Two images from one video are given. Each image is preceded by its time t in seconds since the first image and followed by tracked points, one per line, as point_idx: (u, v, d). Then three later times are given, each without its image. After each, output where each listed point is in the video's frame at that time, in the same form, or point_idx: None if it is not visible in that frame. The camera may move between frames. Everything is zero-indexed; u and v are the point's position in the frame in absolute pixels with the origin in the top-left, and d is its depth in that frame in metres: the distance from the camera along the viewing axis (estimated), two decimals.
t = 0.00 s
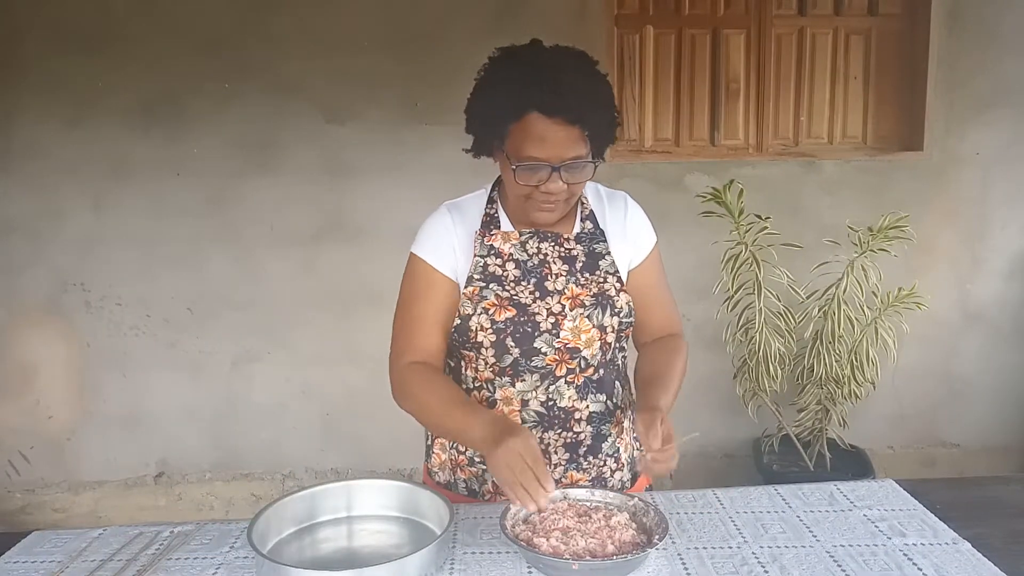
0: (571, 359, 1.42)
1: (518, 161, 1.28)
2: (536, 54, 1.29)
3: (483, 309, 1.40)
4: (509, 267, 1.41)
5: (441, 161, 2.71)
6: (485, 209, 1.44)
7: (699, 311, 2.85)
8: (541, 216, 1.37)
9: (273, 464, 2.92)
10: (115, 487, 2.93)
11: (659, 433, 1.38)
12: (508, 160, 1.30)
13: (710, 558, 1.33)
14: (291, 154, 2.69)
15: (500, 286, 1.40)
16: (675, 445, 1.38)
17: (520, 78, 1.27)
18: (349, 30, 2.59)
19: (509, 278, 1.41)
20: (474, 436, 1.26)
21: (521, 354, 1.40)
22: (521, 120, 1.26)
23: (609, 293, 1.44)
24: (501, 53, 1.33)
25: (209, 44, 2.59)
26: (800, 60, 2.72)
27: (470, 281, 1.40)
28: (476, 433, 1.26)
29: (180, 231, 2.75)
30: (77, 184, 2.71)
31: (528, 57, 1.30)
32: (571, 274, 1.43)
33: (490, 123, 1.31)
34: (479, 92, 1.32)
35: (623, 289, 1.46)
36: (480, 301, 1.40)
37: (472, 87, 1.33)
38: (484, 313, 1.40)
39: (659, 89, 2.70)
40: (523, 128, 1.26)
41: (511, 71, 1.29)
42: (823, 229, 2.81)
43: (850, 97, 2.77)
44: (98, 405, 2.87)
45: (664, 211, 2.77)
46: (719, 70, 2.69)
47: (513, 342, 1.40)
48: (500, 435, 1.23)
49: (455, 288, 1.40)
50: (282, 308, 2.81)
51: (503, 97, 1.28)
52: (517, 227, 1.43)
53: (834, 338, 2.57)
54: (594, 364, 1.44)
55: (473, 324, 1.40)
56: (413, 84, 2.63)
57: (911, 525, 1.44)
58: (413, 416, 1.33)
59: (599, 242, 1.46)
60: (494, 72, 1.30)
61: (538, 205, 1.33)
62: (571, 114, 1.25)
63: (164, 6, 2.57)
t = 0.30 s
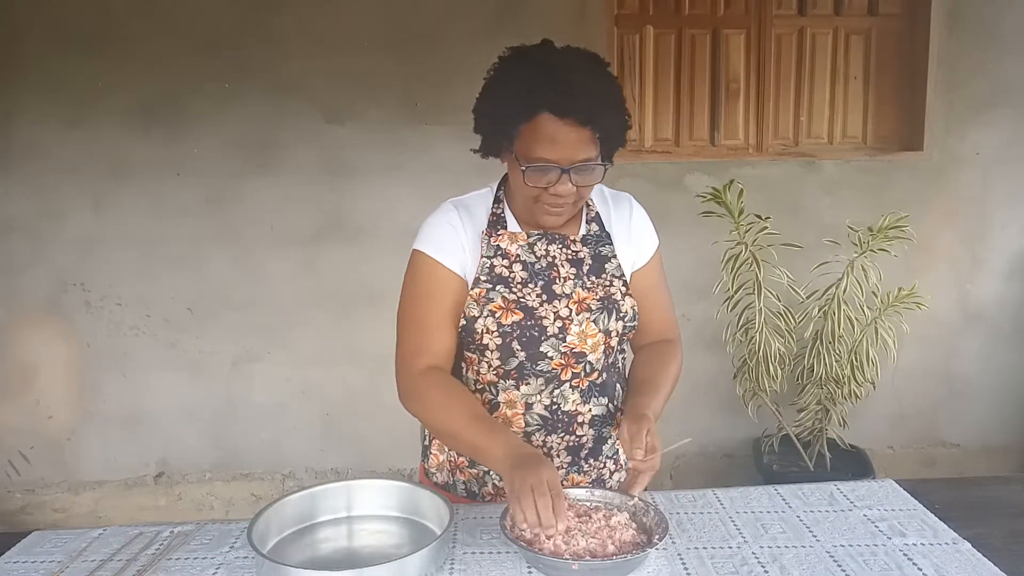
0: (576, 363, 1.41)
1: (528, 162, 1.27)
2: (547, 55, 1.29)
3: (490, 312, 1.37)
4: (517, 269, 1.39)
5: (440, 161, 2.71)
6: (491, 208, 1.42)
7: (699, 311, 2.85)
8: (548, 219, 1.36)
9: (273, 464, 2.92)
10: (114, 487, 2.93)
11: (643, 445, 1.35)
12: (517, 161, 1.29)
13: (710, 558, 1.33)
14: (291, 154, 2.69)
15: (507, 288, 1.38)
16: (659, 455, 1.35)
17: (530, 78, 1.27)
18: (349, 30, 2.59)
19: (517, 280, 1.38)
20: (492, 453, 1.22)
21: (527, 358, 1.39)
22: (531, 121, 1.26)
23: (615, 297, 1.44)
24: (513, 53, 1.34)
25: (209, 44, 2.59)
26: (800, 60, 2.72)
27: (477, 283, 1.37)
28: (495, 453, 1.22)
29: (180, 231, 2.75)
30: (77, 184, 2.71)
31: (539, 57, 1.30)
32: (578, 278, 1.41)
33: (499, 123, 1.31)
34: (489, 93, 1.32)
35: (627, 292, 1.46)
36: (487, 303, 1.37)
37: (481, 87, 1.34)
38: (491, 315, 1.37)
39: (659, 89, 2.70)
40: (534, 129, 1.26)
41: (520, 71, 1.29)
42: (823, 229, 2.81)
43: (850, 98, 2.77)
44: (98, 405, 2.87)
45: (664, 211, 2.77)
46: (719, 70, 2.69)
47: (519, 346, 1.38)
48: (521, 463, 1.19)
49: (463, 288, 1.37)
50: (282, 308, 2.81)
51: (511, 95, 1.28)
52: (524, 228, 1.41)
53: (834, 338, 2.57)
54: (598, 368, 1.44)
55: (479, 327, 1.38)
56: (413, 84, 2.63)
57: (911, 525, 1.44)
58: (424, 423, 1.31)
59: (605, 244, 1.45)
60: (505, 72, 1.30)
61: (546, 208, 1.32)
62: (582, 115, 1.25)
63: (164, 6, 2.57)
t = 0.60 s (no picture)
0: (578, 366, 1.41)
1: (532, 163, 1.27)
2: (553, 56, 1.29)
3: (492, 313, 1.37)
4: (519, 270, 1.38)
5: (441, 161, 2.71)
6: (494, 208, 1.42)
7: (699, 311, 2.85)
8: (550, 221, 1.36)
9: (273, 464, 2.92)
10: (114, 487, 2.93)
11: (644, 443, 1.35)
12: (521, 162, 1.29)
13: (710, 558, 1.33)
14: (292, 154, 2.69)
15: (510, 290, 1.37)
16: (656, 455, 1.35)
17: (535, 78, 1.27)
18: (349, 30, 2.59)
19: (519, 282, 1.38)
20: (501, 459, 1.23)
21: (529, 361, 1.39)
22: (536, 122, 1.26)
23: (617, 300, 1.43)
24: (518, 52, 1.33)
25: (209, 44, 2.59)
26: (800, 60, 2.72)
27: (479, 284, 1.37)
28: (505, 461, 1.23)
29: (180, 231, 2.75)
30: (77, 184, 2.71)
31: (544, 57, 1.30)
32: (581, 280, 1.41)
33: (503, 122, 1.30)
34: (493, 92, 1.32)
35: (629, 296, 1.46)
36: (489, 305, 1.37)
37: (486, 86, 1.33)
38: (492, 317, 1.37)
39: (659, 89, 2.70)
40: (539, 130, 1.26)
41: (525, 72, 1.29)
42: (823, 229, 2.81)
43: (850, 98, 2.77)
44: (98, 405, 2.87)
45: (664, 211, 2.77)
46: (719, 70, 2.69)
47: (520, 348, 1.38)
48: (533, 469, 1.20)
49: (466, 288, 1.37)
50: (282, 308, 2.81)
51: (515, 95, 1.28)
52: (526, 229, 1.41)
53: (834, 339, 2.57)
54: (599, 371, 1.44)
55: (481, 328, 1.38)
56: (414, 85, 2.63)
57: (911, 525, 1.44)
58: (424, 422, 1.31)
59: (607, 247, 1.45)
60: (510, 72, 1.30)
61: (549, 209, 1.33)
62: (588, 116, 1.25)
63: (164, 6, 2.57)
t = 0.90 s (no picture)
0: (579, 366, 1.42)
1: (537, 165, 1.27)
2: (558, 58, 1.29)
3: (493, 314, 1.37)
4: (520, 271, 1.38)
5: (441, 161, 2.71)
6: (495, 209, 1.42)
7: (699, 311, 2.85)
8: (553, 223, 1.37)
9: (274, 464, 2.92)
10: (115, 487, 2.93)
11: (644, 444, 1.35)
12: (525, 163, 1.29)
13: (710, 558, 1.33)
14: (292, 154, 2.69)
15: (511, 290, 1.37)
16: (656, 456, 1.35)
17: (539, 79, 1.27)
18: (349, 30, 2.59)
19: (520, 283, 1.38)
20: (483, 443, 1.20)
21: (530, 361, 1.39)
22: (542, 124, 1.26)
23: (618, 300, 1.43)
24: (523, 53, 1.33)
25: (209, 44, 2.59)
26: (800, 60, 2.72)
27: (480, 285, 1.37)
28: (489, 442, 1.20)
29: (180, 231, 2.75)
30: (78, 185, 2.71)
31: (550, 58, 1.30)
32: (582, 280, 1.41)
33: (505, 123, 1.30)
34: (498, 92, 1.32)
35: (630, 296, 1.46)
36: (490, 305, 1.37)
37: (491, 87, 1.33)
38: (494, 318, 1.37)
39: (659, 89, 2.70)
40: (544, 133, 1.26)
41: (531, 73, 1.29)
42: (823, 229, 2.81)
43: (850, 98, 2.77)
44: (98, 405, 2.87)
45: (664, 211, 2.77)
46: (719, 70, 2.69)
47: (522, 349, 1.38)
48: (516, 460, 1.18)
49: (465, 291, 1.37)
50: (282, 308, 2.81)
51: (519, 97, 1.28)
52: (528, 230, 1.41)
53: (834, 339, 2.57)
54: (600, 371, 1.45)
55: (482, 329, 1.38)
56: (414, 85, 2.63)
57: (911, 525, 1.44)
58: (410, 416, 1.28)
59: (608, 248, 1.45)
60: (515, 73, 1.30)
61: (552, 211, 1.33)
62: (594, 119, 1.25)
63: (164, 5, 2.57)
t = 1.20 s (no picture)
0: (579, 367, 1.42)
1: (538, 165, 1.27)
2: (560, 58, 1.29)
3: (494, 314, 1.37)
4: (521, 271, 1.38)
5: (441, 161, 2.71)
6: (495, 209, 1.42)
7: (699, 311, 2.85)
8: (554, 224, 1.36)
9: (274, 464, 2.92)
10: (115, 487, 2.93)
11: (644, 443, 1.35)
12: (526, 163, 1.29)
13: (710, 558, 1.33)
14: (292, 154, 2.69)
15: (511, 291, 1.37)
16: (656, 456, 1.35)
17: (541, 80, 1.27)
18: (349, 30, 2.59)
19: (521, 283, 1.38)
20: (486, 456, 1.22)
21: (530, 362, 1.39)
22: (544, 124, 1.26)
23: (618, 301, 1.44)
24: (525, 54, 1.33)
25: (209, 45, 2.59)
26: (800, 60, 2.72)
27: (481, 285, 1.37)
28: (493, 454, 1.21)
29: (180, 231, 2.75)
30: (77, 185, 2.71)
31: (552, 58, 1.30)
32: (582, 281, 1.41)
33: (506, 123, 1.30)
34: (500, 92, 1.32)
35: (630, 297, 1.46)
36: (491, 306, 1.37)
37: (493, 87, 1.33)
38: (494, 318, 1.37)
39: (659, 89, 2.70)
40: (546, 134, 1.26)
41: (533, 74, 1.29)
42: (823, 230, 2.81)
43: (850, 98, 2.77)
44: (98, 405, 2.87)
45: (664, 211, 2.77)
46: (719, 70, 2.69)
47: (522, 350, 1.38)
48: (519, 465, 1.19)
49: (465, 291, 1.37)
50: (282, 308, 2.81)
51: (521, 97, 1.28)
52: (529, 231, 1.41)
53: (834, 339, 2.57)
54: (600, 371, 1.45)
55: (482, 329, 1.38)
56: (413, 85, 2.63)
57: (911, 525, 1.44)
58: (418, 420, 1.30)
59: (609, 248, 1.45)
60: (517, 73, 1.30)
61: (553, 212, 1.33)
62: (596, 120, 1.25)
63: (163, 5, 2.57)
